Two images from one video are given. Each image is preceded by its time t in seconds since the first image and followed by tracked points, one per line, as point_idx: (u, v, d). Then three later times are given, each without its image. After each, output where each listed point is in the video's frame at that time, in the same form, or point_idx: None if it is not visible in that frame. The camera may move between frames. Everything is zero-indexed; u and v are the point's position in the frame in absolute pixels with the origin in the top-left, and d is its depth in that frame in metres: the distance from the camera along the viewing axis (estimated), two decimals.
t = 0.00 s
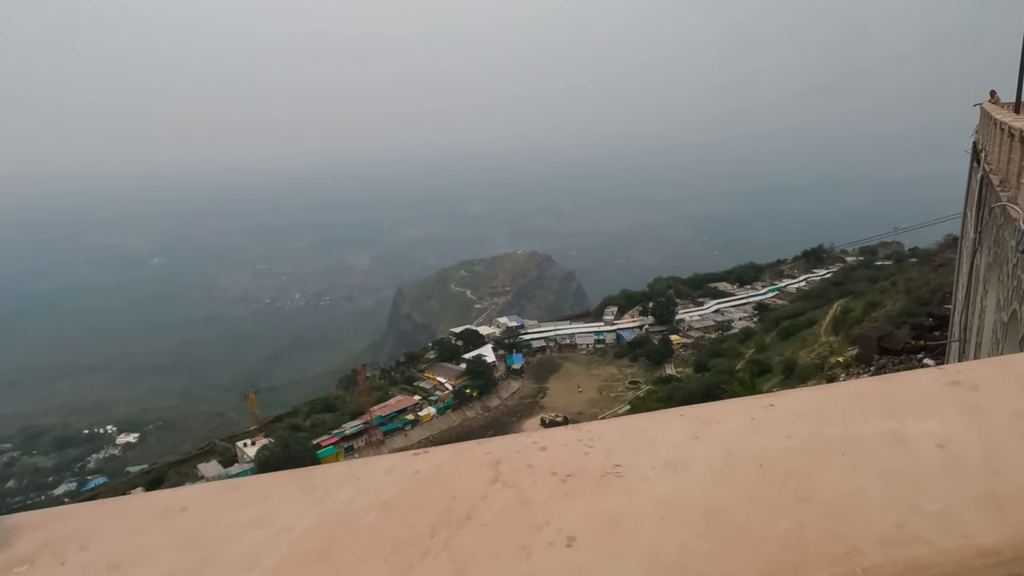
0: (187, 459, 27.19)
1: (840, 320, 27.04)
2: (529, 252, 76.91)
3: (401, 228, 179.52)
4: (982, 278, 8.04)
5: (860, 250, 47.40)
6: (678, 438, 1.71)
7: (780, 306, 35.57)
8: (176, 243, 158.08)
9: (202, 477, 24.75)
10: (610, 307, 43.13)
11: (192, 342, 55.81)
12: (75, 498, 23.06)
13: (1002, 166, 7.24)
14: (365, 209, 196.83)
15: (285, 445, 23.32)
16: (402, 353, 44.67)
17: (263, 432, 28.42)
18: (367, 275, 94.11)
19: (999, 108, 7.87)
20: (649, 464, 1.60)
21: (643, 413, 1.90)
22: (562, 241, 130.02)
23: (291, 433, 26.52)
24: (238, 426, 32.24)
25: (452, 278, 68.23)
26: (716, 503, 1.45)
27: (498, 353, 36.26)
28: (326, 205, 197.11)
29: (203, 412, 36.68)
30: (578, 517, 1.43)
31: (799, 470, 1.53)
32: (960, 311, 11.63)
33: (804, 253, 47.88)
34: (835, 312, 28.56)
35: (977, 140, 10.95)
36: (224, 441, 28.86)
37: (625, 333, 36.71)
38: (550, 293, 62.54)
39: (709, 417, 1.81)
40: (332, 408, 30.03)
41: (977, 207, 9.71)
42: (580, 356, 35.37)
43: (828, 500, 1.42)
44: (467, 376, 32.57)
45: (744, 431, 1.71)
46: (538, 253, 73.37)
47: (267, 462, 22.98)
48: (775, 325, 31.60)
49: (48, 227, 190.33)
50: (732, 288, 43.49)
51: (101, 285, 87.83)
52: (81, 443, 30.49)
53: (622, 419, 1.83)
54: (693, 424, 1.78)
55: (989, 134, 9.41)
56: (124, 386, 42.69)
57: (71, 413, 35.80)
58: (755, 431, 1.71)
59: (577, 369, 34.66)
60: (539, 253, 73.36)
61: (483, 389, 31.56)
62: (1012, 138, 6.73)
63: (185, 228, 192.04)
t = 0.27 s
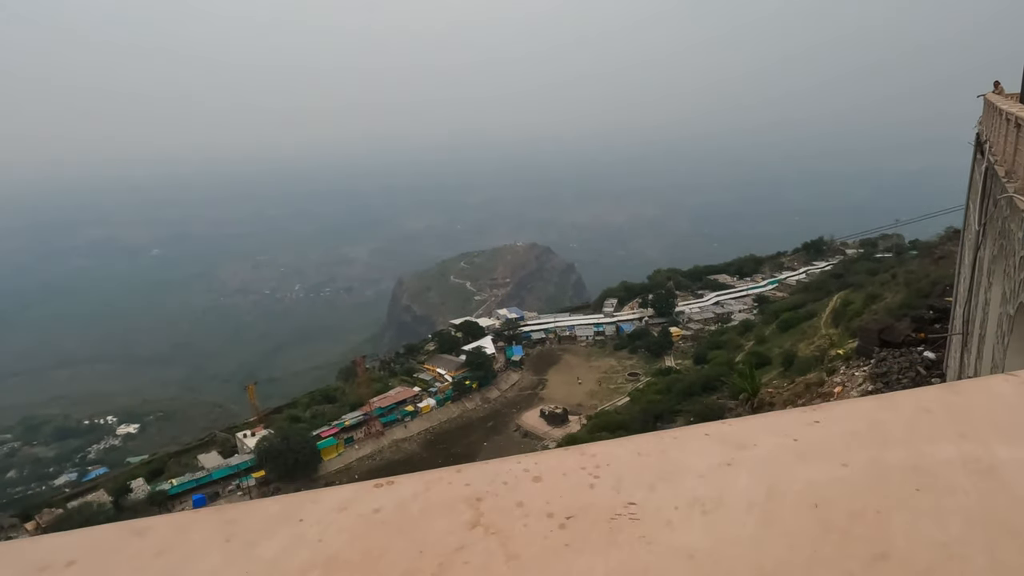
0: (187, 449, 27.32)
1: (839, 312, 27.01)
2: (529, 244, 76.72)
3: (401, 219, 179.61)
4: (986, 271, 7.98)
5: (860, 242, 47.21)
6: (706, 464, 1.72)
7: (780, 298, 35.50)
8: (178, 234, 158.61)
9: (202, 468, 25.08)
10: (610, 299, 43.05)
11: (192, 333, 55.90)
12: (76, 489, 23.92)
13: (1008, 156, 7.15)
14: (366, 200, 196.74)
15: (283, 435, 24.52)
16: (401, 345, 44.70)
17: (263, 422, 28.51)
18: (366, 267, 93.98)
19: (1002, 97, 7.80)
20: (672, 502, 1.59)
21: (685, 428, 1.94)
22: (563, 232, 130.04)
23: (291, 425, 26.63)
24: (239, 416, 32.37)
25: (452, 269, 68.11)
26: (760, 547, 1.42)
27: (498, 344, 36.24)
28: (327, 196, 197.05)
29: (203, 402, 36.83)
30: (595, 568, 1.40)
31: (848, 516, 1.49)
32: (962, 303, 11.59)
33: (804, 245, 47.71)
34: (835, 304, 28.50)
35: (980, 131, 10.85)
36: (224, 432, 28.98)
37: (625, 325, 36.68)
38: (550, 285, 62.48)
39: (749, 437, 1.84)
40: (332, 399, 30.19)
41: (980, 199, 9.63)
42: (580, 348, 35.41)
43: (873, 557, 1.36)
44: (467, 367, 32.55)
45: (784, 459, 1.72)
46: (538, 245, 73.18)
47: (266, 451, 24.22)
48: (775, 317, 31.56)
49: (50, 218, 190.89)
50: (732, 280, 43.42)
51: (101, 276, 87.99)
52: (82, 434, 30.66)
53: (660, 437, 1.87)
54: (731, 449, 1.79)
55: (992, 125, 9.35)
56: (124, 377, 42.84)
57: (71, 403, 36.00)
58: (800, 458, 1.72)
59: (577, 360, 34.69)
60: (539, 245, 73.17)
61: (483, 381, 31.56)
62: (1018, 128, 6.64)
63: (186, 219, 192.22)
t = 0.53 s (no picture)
0: (188, 443, 27.46)
1: (840, 307, 27.05)
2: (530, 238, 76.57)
3: (401, 213, 179.55)
4: (994, 269, 7.97)
5: (861, 237, 47.18)
6: (852, 575, 1.79)
7: (781, 293, 35.51)
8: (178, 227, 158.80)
9: (203, 462, 25.30)
10: (610, 293, 43.07)
11: (192, 326, 56.01)
12: (77, 481, 24.23)
13: (1016, 153, 7.14)
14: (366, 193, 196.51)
15: (283, 430, 24.91)
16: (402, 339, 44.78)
17: (264, 417, 28.65)
18: (366, 261, 93.95)
19: (1007, 94, 7.76)
20: None
21: (801, 518, 2.04)
22: (564, 226, 129.93)
23: (292, 419, 26.74)
24: (240, 410, 32.54)
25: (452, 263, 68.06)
26: None
27: (498, 338, 36.27)
28: (327, 189, 196.90)
29: (205, 396, 37.00)
30: None
31: None
32: (966, 302, 11.69)
33: (805, 239, 47.61)
34: (836, 299, 28.54)
35: (986, 127, 10.84)
36: (225, 425, 29.16)
37: (626, 319, 36.71)
38: (551, 279, 62.52)
39: (886, 543, 1.91)
40: (333, 394, 30.35)
41: (987, 195, 9.62)
42: (581, 342, 35.48)
43: None
44: (467, 361, 32.53)
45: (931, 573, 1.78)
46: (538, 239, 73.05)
47: (266, 445, 24.65)
48: (775, 312, 31.64)
49: (51, 210, 191.16)
50: (733, 274, 43.41)
51: (102, 269, 88.12)
52: (84, 427, 30.84)
53: (776, 534, 1.96)
54: (864, 556, 1.86)
55: (998, 120, 9.27)
56: (126, 370, 43.05)
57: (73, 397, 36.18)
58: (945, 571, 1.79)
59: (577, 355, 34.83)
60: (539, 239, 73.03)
61: (483, 375, 31.63)
62: None
63: (187, 212, 192.30)
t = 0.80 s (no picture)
0: (191, 436, 27.56)
1: (844, 303, 26.93)
2: (533, 233, 76.39)
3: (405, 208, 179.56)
4: (1004, 265, 7.83)
5: (866, 233, 46.89)
6: None
7: (785, 288, 35.35)
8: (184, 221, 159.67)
9: (206, 455, 25.40)
10: (614, 288, 42.96)
11: (197, 320, 56.20)
12: (82, 474, 24.41)
13: None
14: (370, 188, 196.89)
15: (287, 423, 24.87)
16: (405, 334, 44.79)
17: (268, 411, 28.73)
18: (369, 256, 93.95)
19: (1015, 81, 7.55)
20: None
21: None
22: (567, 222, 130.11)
23: (295, 413, 26.82)
24: (243, 404, 32.63)
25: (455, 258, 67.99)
26: None
27: (501, 333, 36.24)
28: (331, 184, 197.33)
29: (209, 389, 37.11)
30: None
31: None
32: (972, 299, 11.72)
33: (809, 235, 47.29)
34: (840, 295, 28.41)
35: (996, 120, 10.66)
36: (229, 419, 29.25)
37: (629, 315, 36.64)
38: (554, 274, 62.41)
39: None
40: (336, 388, 30.43)
41: (997, 188, 9.45)
42: (584, 337, 35.45)
43: None
44: (470, 356, 32.52)
45: None
46: (542, 234, 72.87)
47: (269, 439, 24.65)
48: (779, 308, 31.53)
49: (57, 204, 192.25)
50: (737, 270, 43.24)
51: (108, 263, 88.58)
52: (88, 419, 30.94)
53: None
54: None
55: (1009, 112, 9.07)
56: (131, 364, 43.23)
57: (78, 390, 36.37)
58: None
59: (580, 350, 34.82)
60: (543, 234, 72.85)
61: (487, 370, 31.60)
62: None
63: (192, 206, 193.27)
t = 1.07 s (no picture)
0: (197, 428, 28.33)
1: (850, 298, 26.80)
2: (537, 227, 76.21)
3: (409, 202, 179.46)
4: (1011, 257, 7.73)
5: (873, 228, 46.57)
6: None
7: (791, 283, 35.21)
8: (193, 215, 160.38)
9: (212, 447, 25.53)
10: (619, 282, 42.86)
11: (203, 313, 56.45)
12: (89, 464, 24.56)
13: None
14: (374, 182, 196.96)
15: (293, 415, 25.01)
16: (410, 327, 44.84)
17: (274, 403, 28.88)
18: (374, 249, 93.98)
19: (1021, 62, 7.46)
20: None
21: None
22: (573, 217, 129.87)
23: (300, 405, 26.94)
24: (249, 397, 32.82)
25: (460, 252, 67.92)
26: None
27: (506, 327, 36.25)
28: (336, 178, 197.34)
29: (214, 381, 37.31)
30: None
31: None
32: (981, 293, 11.46)
33: (816, 229, 47.01)
34: (846, 290, 28.24)
35: (1005, 117, 10.64)
36: (235, 411, 29.42)
37: (634, 309, 36.57)
38: (559, 268, 62.29)
39: None
40: (342, 381, 30.53)
41: (1006, 181, 9.37)
42: (589, 331, 35.42)
43: None
44: (475, 350, 32.54)
45: None
46: (547, 228, 72.69)
47: (274, 431, 24.78)
48: (784, 302, 31.41)
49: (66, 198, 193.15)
50: (743, 264, 43.08)
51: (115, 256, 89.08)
52: (95, 412, 31.45)
53: None
54: None
55: (1015, 104, 8.93)
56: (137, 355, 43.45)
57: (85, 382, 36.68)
58: None
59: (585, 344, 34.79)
60: (547, 228, 72.68)
61: (491, 363, 31.62)
62: None
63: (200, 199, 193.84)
